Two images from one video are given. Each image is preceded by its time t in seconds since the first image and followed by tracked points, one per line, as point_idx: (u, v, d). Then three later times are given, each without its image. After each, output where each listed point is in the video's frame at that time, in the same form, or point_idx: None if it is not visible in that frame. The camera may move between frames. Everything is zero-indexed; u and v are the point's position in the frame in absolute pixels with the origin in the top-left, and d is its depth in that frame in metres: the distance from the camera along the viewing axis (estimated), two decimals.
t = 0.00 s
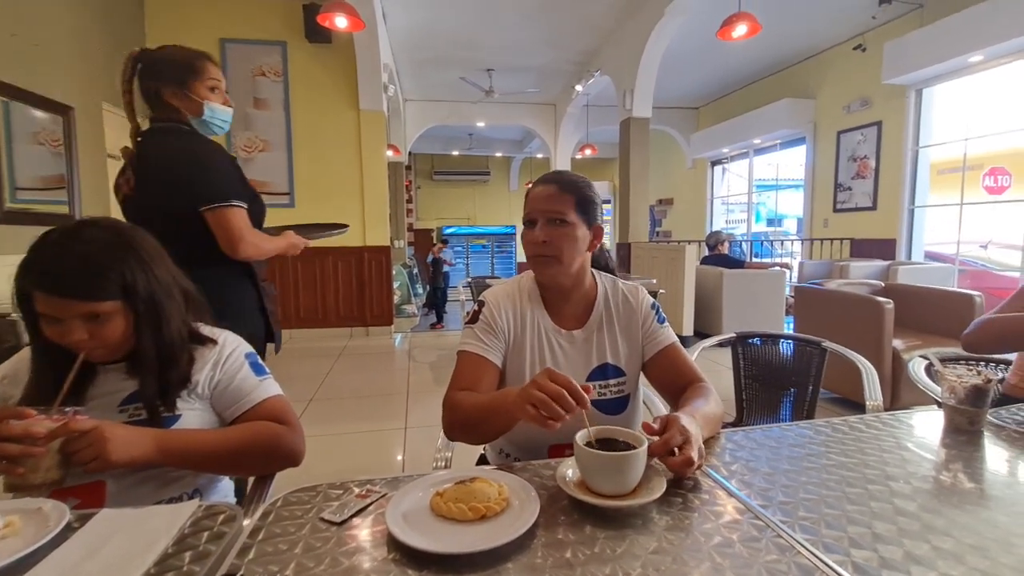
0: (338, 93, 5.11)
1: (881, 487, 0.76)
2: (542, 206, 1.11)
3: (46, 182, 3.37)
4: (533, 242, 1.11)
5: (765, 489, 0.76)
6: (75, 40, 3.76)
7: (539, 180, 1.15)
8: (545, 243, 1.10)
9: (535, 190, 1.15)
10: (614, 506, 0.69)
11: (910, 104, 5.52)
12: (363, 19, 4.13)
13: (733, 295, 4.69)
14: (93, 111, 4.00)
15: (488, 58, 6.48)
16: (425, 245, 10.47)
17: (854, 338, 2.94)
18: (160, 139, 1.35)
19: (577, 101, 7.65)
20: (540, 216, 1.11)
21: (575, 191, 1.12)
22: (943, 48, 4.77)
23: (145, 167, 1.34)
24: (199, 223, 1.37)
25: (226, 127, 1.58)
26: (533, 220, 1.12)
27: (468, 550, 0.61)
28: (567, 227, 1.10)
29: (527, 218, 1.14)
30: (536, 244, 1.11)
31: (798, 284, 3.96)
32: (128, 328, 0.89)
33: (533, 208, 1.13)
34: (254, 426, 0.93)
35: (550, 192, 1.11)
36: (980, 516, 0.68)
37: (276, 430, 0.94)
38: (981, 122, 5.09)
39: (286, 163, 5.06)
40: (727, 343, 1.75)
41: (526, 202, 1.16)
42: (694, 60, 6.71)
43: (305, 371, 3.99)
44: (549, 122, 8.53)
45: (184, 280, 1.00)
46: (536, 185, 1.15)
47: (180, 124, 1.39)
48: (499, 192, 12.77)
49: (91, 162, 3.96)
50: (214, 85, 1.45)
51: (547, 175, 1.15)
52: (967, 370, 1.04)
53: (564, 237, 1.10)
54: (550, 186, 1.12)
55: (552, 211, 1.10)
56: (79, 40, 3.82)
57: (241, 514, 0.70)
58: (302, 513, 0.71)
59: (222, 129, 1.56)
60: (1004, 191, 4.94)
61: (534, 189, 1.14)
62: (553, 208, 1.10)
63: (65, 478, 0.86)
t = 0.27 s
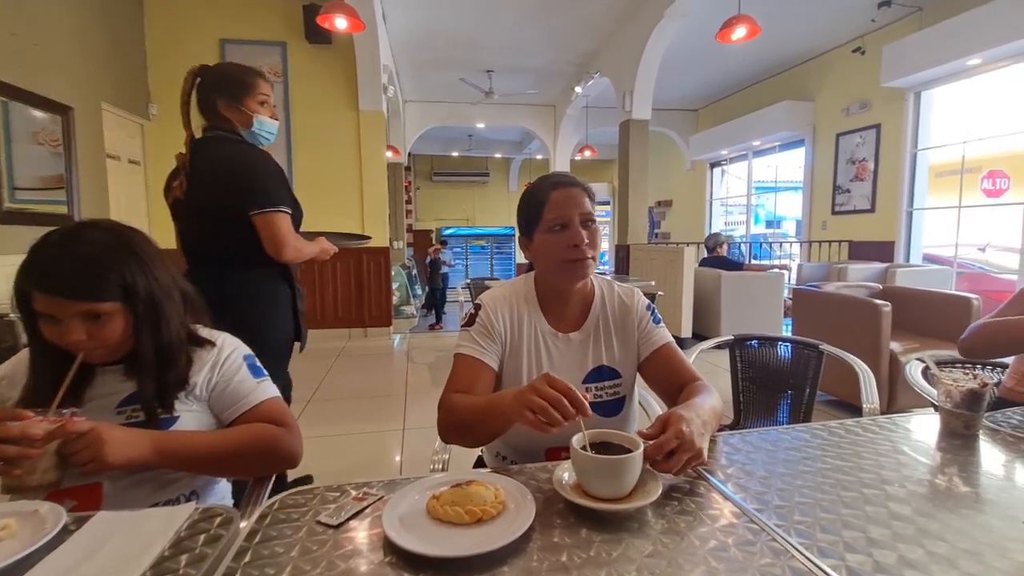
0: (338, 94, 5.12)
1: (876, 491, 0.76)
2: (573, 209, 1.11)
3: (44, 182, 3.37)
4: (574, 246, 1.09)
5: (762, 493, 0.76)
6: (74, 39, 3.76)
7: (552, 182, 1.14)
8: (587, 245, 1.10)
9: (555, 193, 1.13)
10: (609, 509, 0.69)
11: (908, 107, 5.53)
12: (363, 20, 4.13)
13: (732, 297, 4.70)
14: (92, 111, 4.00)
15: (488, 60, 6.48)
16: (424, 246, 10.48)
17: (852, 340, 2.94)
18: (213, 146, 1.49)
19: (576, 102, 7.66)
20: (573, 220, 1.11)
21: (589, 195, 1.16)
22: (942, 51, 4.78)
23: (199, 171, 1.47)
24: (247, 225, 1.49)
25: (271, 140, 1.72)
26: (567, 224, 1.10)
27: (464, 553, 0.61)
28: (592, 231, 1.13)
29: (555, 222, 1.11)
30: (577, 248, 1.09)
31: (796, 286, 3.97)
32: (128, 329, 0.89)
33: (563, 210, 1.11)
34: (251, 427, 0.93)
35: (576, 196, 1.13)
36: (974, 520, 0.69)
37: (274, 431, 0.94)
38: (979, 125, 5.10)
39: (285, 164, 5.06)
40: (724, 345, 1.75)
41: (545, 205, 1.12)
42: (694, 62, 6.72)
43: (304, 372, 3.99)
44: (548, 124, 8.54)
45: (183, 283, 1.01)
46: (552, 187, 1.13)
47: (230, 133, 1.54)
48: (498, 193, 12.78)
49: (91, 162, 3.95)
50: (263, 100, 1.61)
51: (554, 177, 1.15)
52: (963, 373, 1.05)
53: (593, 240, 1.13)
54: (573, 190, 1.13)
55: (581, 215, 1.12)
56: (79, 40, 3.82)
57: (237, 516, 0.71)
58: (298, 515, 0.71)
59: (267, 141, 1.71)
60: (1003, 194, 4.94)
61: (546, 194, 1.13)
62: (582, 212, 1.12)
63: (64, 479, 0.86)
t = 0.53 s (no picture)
0: (338, 95, 5.12)
1: (871, 493, 0.77)
2: (585, 210, 1.13)
3: (43, 181, 3.36)
4: (588, 245, 1.10)
5: (758, 494, 0.77)
6: (74, 39, 3.75)
7: (560, 184, 1.15)
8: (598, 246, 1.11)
9: (565, 194, 1.14)
10: (605, 510, 0.70)
11: (907, 109, 5.54)
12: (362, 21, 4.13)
13: (731, 298, 4.70)
14: (92, 110, 4.00)
15: (488, 60, 6.49)
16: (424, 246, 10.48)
17: (850, 342, 2.94)
18: (255, 161, 1.63)
19: (576, 103, 7.66)
20: (585, 220, 1.12)
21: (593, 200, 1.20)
22: (941, 54, 4.78)
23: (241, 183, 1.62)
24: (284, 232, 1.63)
25: (304, 154, 1.84)
26: (579, 224, 1.11)
27: (462, 551, 0.61)
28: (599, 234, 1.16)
29: (567, 221, 1.11)
30: (590, 247, 1.10)
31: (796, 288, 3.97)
32: (159, 297, 0.95)
33: (575, 211, 1.12)
34: (249, 428, 0.94)
35: (586, 198, 1.15)
36: (968, 522, 0.69)
37: (272, 432, 0.95)
38: (978, 128, 5.10)
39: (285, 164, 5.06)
40: (723, 347, 1.75)
41: (555, 205, 1.13)
42: (693, 64, 6.73)
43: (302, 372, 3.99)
44: (548, 125, 8.55)
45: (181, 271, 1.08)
46: (561, 189, 1.15)
47: (268, 149, 1.67)
48: (498, 194, 12.78)
49: (90, 161, 3.95)
50: (296, 118, 1.71)
51: (560, 180, 1.17)
52: (958, 376, 1.05)
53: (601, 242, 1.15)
54: (582, 193, 1.15)
55: (591, 217, 1.13)
56: (78, 39, 3.81)
57: (235, 516, 0.71)
58: (296, 515, 0.72)
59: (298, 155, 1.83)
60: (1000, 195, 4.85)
61: (556, 195, 1.14)
62: (592, 213, 1.14)
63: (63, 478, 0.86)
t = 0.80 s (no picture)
0: (338, 96, 5.13)
1: (866, 495, 0.77)
2: (588, 214, 1.13)
3: (42, 181, 3.36)
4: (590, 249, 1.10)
5: (754, 497, 0.77)
6: (73, 39, 3.76)
7: (563, 188, 1.15)
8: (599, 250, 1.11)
9: (568, 198, 1.14)
10: (602, 512, 0.70)
11: (906, 112, 5.56)
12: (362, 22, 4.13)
13: (730, 300, 4.71)
14: (91, 111, 4.00)
15: (488, 62, 6.50)
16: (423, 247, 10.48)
17: (848, 344, 2.95)
18: (285, 165, 1.76)
19: (575, 105, 7.67)
20: (588, 225, 1.12)
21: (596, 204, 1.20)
22: (940, 57, 4.79)
23: (272, 185, 1.77)
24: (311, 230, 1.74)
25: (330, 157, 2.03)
26: (582, 228, 1.11)
27: (460, 553, 0.61)
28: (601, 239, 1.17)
29: (569, 225, 1.11)
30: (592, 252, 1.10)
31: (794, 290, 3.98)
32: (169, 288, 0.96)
33: (578, 215, 1.12)
34: (247, 430, 0.94)
35: (590, 202, 1.15)
36: (963, 525, 0.69)
37: (270, 434, 0.95)
38: (976, 131, 5.11)
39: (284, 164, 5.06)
40: (721, 349, 1.76)
41: (558, 208, 1.13)
42: (693, 66, 6.74)
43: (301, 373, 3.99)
44: (548, 127, 8.56)
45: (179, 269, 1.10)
46: (564, 192, 1.14)
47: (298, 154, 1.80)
48: (497, 195, 12.79)
49: (89, 161, 3.95)
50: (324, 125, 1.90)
51: (563, 183, 1.16)
52: (955, 379, 1.06)
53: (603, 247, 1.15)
54: (586, 197, 1.15)
55: (593, 221, 1.13)
56: (78, 40, 3.82)
57: (233, 518, 0.71)
58: (293, 516, 0.72)
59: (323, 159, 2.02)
60: (999, 200, 4.91)
61: (560, 198, 1.13)
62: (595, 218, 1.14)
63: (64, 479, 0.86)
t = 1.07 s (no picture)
0: (336, 96, 5.12)
1: (865, 497, 0.77)
2: (586, 228, 1.06)
3: (40, 181, 3.35)
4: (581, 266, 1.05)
5: (754, 498, 0.77)
6: (72, 39, 3.75)
7: (566, 195, 1.08)
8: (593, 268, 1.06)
9: (568, 207, 1.07)
10: (600, 513, 0.70)
11: (903, 115, 5.58)
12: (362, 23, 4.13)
13: (728, 302, 4.71)
14: (90, 110, 3.99)
15: (487, 63, 6.50)
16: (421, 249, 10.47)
17: (847, 347, 2.95)
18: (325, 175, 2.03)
19: (574, 106, 7.69)
20: (584, 239, 1.06)
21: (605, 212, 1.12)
22: (937, 60, 4.81)
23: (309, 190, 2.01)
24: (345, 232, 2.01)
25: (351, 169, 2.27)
26: (578, 242, 1.06)
27: (459, 554, 0.61)
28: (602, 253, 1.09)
29: (565, 237, 1.06)
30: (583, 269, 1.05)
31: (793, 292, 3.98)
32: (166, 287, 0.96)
33: (575, 227, 1.06)
34: (244, 432, 0.94)
35: (592, 213, 1.07)
36: (962, 526, 0.69)
37: (267, 437, 0.95)
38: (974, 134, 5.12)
39: (282, 164, 5.06)
40: (720, 350, 1.76)
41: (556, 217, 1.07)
42: (691, 69, 6.76)
43: (299, 374, 3.99)
44: (547, 128, 8.57)
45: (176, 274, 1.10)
46: (566, 200, 1.08)
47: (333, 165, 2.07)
48: (496, 196, 12.80)
49: (87, 161, 3.95)
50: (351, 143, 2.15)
51: (568, 189, 1.09)
52: (953, 381, 1.06)
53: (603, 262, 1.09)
54: (588, 207, 1.07)
55: (593, 234, 1.06)
56: (77, 39, 3.81)
57: (231, 517, 0.71)
58: (292, 517, 0.72)
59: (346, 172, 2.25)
60: (997, 203, 4.92)
61: (560, 207, 1.07)
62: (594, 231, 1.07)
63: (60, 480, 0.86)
